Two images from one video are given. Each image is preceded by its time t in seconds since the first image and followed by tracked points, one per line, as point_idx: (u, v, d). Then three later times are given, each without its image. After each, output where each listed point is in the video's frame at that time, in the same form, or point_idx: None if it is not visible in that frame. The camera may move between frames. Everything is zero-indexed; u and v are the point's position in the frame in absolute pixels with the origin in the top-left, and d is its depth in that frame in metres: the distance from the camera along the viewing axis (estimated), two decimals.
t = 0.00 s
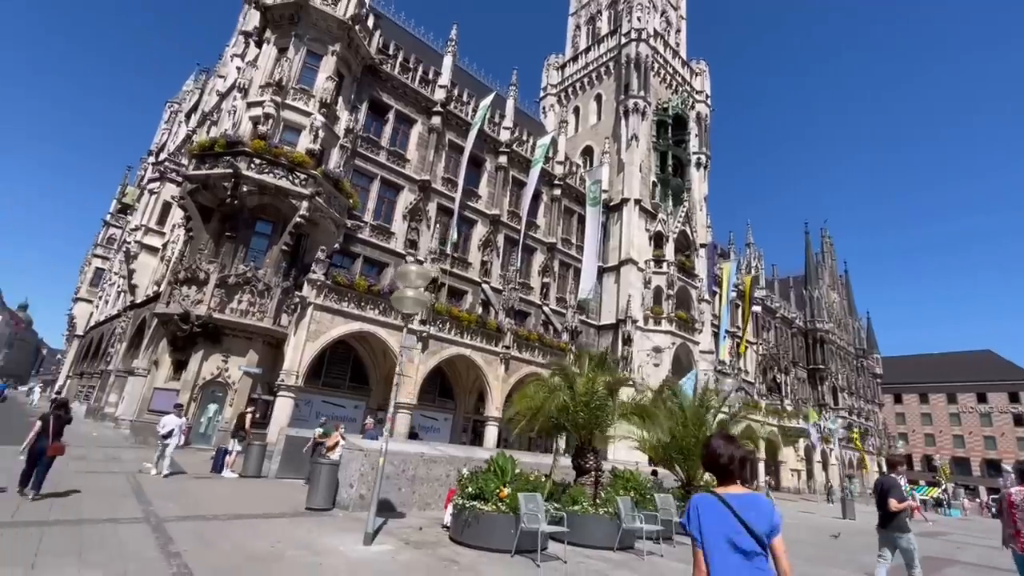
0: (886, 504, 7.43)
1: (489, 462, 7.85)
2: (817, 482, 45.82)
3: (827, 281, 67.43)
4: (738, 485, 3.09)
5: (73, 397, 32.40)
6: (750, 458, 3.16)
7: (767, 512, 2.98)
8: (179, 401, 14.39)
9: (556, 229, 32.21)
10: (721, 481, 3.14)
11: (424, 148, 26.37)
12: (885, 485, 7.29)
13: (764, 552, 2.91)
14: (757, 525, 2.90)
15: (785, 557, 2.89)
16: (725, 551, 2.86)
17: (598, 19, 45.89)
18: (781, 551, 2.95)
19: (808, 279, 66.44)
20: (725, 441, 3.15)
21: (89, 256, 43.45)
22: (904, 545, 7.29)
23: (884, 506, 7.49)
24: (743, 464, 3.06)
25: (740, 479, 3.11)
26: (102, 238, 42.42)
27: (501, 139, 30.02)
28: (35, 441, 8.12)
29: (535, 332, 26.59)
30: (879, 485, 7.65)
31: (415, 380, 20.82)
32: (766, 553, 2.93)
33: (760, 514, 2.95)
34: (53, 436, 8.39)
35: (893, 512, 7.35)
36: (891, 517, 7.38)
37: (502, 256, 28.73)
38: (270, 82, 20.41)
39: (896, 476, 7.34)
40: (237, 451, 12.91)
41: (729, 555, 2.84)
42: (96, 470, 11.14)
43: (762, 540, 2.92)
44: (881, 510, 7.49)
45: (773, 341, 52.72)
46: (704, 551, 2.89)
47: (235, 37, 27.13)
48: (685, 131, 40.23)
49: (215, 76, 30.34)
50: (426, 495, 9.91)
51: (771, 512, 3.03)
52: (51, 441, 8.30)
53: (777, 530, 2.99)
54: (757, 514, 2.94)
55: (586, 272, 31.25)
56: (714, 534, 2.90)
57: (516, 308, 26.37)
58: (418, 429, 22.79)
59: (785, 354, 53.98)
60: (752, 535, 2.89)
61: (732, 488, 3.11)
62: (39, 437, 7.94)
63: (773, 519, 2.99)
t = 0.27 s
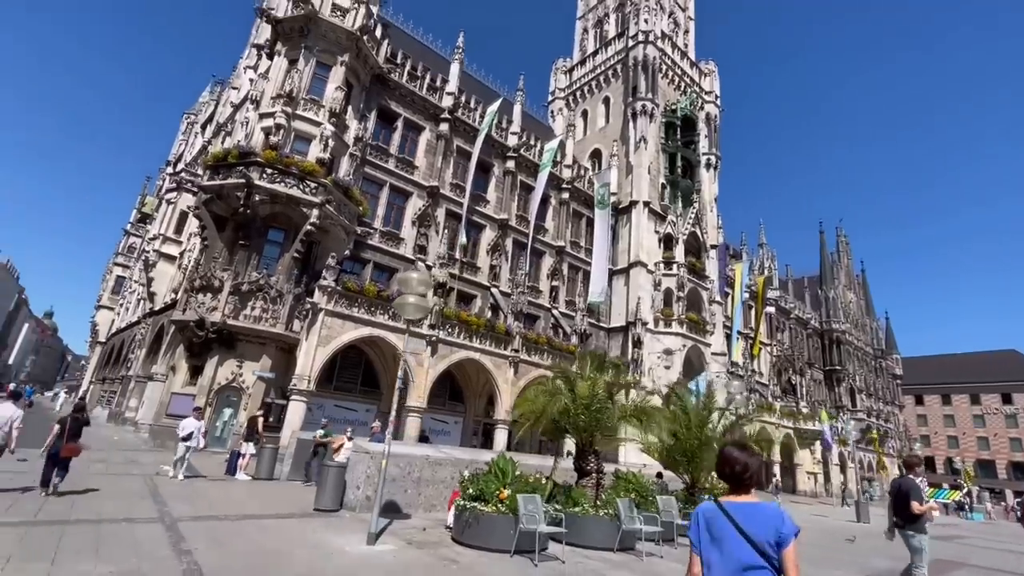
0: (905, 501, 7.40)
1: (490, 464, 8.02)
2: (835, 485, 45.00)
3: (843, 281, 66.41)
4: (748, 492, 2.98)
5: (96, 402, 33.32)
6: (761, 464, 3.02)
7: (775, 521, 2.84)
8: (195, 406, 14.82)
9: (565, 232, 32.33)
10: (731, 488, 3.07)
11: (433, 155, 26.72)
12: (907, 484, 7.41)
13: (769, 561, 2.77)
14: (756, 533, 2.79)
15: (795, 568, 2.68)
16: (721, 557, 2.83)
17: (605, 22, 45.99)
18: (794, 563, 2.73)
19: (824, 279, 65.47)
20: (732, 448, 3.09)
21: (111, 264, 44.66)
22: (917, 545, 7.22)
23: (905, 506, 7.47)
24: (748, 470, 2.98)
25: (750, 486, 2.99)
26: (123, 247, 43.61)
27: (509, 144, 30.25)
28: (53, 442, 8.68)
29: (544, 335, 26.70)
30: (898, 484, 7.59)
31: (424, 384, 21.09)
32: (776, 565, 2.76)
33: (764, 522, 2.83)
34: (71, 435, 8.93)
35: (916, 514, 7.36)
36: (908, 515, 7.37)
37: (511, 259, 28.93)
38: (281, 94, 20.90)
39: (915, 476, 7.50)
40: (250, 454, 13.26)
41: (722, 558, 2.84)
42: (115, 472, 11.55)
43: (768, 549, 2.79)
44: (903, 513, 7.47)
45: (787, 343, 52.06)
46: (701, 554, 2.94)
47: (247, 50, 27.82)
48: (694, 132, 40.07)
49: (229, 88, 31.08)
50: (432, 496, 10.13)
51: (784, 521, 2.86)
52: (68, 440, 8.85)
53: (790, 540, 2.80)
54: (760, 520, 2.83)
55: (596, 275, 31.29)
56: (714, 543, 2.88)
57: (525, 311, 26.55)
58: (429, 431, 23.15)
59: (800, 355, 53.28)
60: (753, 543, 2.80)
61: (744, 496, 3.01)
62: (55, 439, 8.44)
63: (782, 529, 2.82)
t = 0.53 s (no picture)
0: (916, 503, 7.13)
1: (487, 464, 8.21)
2: (847, 487, 44.47)
3: (854, 280, 65.77)
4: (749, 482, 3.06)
5: (111, 407, 34.03)
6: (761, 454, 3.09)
7: (770, 510, 2.90)
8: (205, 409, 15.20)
9: (570, 235, 32.47)
10: (736, 480, 3.17)
11: (437, 160, 27.05)
12: (922, 486, 7.10)
13: (761, 550, 2.85)
14: (748, 520, 2.88)
15: (787, 556, 2.73)
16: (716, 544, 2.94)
17: (609, 25, 46.13)
18: (788, 552, 2.77)
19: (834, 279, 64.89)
20: (734, 441, 3.19)
21: (125, 272, 45.57)
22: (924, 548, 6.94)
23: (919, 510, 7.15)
24: (745, 460, 3.07)
25: (749, 478, 3.07)
26: (137, 255, 44.49)
27: (513, 148, 30.50)
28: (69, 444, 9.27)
29: (549, 338, 26.84)
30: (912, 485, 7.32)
31: (430, 387, 21.31)
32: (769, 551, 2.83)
33: (758, 510, 2.90)
34: (86, 436, 9.49)
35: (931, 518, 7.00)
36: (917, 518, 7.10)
37: (516, 263, 29.13)
38: (287, 103, 21.34)
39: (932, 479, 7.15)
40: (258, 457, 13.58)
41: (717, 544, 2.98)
42: (128, 474, 11.92)
43: (763, 537, 2.85)
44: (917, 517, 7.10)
45: (797, 343, 51.64)
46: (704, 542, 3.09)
47: (256, 60, 28.39)
48: (699, 133, 40.05)
49: (238, 98, 31.71)
50: (434, 497, 10.33)
51: (780, 510, 2.90)
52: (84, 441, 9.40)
53: (784, 529, 2.83)
54: (755, 508, 2.91)
55: (601, 277, 31.38)
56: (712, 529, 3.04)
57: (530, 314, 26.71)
58: (436, 434, 23.40)
59: (811, 356, 52.81)
60: (745, 531, 2.89)
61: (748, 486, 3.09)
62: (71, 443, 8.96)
63: (774, 518, 2.87)
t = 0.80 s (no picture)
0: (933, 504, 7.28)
1: (481, 467, 8.34)
2: (855, 488, 44.16)
3: (859, 279, 65.39)
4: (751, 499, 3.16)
5: (120, 412, 34.46)
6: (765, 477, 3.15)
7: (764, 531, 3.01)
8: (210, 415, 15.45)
9: (571, 238, 32.59)
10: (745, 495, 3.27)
11: (438, 165, 27.28)
12: (932, 487, 7.25)
13: (748, 562, 3.02)
14: (739, 533, 3.06)
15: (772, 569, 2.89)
16: (713, 551, 3.19)
17: (609, 28, 46.26)
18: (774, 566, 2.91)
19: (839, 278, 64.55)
20: (740, 459, 3.28)
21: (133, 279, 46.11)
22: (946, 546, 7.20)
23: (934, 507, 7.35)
24: (748, 480, 3.16)
25: (750, 495, 3.18)
26: (144, 262, 45.01)
27: (513, 152, 30.69)
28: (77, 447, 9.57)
29: (551, 341, 26.93)
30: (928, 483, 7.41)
31: (432, 391, 21.46)
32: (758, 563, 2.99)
33: (753, 529, 3.04)
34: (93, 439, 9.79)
35: (944, 517, 7.21)
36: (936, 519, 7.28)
37: (517, 266, 29.27)
38: (288, 112, 21.62)
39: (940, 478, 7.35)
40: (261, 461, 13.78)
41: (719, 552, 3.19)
42: (134, 479, 12.15)
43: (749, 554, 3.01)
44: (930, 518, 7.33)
45: (802, 344, 51.41)
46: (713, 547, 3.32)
47: (258, 69, 28.76)
48: (700, 134, 40.07)
49: (241, 106, 32.11)
50: (432, 500, 10.47)
51: (768, 528, 3.02)
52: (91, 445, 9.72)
53: (772, 547, 2.96)
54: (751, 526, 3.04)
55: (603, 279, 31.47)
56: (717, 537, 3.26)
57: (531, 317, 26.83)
58: (438, 437, 23.55)
59: (816, 356, 52.56)
60: (735, 541, 3.08)
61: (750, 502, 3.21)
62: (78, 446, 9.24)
63: (762, 533, 3.01)
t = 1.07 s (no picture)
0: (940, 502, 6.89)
1: (471, 466, 8.45)
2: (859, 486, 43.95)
3: (862, 277, 65.20)
4: (752, 488, 3.33)
5: (124, 416, 34.74)
6: (757, 463, 3.32)
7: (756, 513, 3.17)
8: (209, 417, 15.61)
9: (570, 239, 32.68)
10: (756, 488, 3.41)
11: (436, 168, 27.43)
12: (937, 483, 6.79)
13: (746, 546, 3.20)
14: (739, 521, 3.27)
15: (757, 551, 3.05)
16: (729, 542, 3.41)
17: (607, 29, 46.36)
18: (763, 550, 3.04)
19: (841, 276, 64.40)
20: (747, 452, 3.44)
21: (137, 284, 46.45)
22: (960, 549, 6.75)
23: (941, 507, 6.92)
24: (745, 469, 3.35)
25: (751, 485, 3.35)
26: (148, 267, 45.37)
27: (511, 154, 30.83)
28: (74, 449, 9.99)
29: (550, 342, 27.02)
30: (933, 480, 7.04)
31: (431, 392, 21.57)
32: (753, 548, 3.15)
33: (746, 512, 3.22)
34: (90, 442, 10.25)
35: (951, 513, 6.79)
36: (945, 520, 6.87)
37: (516, 267, 29.38)
38: (287, 116, 21.80)
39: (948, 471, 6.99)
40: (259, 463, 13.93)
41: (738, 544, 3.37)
42: (134, 481, 12.31)
43: (741, 536, 3.22)
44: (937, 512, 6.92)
45: (804, 343, 51.28)
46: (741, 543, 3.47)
47: (257, 75, 29.02)
48: (698, 134, 40.10)
49: (241, 112, 32.38)
50: (427, 499, 10.59)
51: (763, 515, 3.15)
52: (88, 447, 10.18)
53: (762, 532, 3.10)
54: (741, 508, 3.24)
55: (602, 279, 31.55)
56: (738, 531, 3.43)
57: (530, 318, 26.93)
58: (439, 438, 23.67)
59: (819, 354, 52.42)
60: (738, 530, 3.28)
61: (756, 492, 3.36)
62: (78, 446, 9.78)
63: (756, 519, 3.16)
